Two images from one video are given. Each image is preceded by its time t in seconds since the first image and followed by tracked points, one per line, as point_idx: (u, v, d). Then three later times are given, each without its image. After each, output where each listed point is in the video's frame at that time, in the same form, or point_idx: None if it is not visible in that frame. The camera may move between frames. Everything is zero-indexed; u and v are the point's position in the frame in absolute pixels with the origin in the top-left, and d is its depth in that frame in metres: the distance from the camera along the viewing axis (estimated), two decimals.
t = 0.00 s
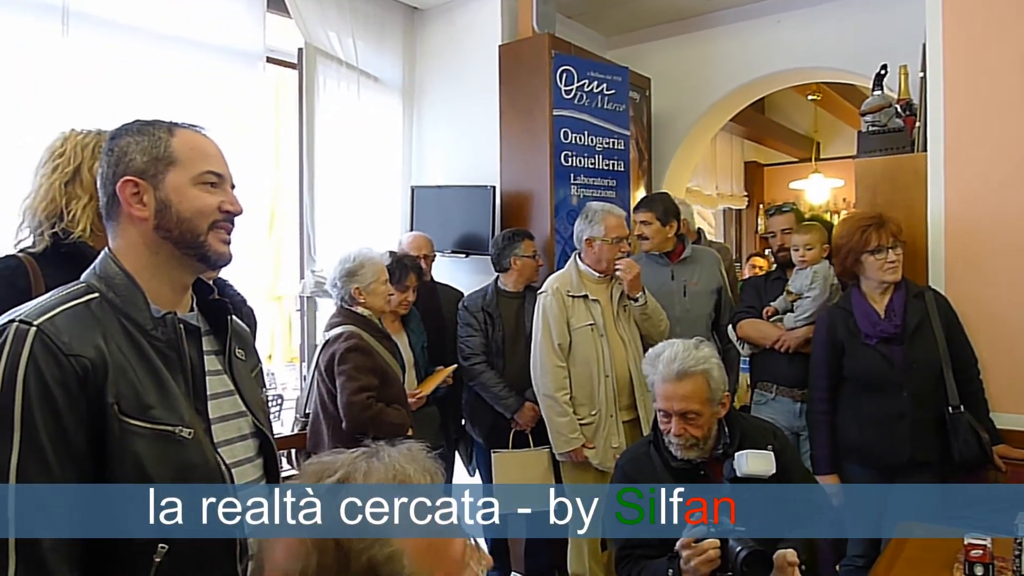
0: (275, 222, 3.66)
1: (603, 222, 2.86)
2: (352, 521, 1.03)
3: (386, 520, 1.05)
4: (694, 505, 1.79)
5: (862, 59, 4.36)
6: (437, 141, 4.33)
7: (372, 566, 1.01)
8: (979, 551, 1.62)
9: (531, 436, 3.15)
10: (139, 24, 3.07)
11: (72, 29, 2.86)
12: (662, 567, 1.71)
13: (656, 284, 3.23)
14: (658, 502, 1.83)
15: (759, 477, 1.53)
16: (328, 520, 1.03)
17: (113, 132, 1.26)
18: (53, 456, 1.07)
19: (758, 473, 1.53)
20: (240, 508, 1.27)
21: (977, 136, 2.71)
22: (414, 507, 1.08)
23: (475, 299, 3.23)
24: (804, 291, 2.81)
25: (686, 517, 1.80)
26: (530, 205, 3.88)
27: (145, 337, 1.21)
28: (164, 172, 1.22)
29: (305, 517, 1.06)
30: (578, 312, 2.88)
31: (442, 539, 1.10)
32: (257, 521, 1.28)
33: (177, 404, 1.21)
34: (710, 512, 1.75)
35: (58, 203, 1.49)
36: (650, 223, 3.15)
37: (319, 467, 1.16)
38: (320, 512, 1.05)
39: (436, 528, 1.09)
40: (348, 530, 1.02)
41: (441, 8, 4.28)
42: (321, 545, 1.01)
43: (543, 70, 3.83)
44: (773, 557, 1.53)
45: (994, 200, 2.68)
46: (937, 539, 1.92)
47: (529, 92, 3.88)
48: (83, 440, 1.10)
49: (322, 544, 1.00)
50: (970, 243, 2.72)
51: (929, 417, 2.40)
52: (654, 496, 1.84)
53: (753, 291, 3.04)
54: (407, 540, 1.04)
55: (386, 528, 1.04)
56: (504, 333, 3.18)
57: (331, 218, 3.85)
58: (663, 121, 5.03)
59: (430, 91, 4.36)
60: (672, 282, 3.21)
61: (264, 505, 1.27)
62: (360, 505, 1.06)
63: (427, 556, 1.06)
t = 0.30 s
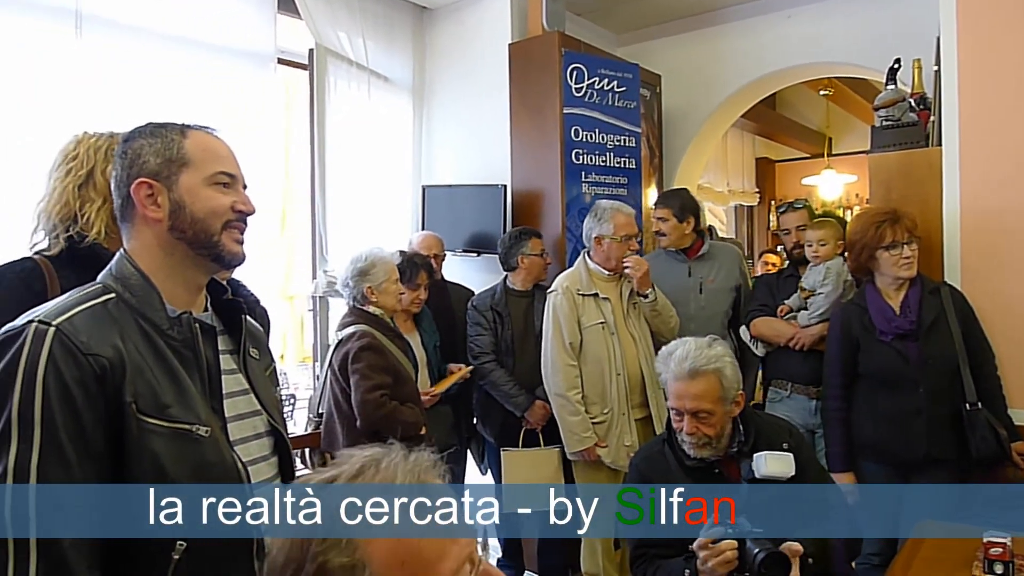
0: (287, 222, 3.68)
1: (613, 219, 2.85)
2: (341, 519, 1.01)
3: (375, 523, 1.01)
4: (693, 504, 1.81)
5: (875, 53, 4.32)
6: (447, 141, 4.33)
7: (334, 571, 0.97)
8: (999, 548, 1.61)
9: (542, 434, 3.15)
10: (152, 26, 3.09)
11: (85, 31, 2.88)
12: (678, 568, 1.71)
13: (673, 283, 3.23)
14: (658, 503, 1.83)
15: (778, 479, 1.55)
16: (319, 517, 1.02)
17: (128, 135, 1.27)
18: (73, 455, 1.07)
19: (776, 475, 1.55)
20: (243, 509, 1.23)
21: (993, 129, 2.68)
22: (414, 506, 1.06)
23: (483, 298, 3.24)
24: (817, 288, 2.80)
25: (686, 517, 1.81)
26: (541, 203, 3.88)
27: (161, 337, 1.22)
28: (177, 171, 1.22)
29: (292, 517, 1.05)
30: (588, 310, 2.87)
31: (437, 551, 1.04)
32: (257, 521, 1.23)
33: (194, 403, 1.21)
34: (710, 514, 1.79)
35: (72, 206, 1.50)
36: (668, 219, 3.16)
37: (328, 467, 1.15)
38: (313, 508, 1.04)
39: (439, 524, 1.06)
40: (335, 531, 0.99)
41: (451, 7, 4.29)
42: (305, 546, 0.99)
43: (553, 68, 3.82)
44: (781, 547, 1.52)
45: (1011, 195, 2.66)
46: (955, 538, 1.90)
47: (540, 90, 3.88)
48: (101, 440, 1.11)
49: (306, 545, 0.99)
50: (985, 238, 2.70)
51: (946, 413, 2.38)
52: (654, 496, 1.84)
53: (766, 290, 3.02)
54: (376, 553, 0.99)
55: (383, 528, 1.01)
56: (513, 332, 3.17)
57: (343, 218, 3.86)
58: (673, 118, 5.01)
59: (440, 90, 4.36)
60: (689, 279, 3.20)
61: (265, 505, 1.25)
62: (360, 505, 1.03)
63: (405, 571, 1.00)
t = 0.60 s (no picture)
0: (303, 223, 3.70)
1: (627, 219, 2.83)
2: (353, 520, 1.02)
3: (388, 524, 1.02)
4: (692, 504, 1.82)
5: (891, 48, 4.29)
6: (460, 140, 4.34)
7: None
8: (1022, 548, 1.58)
9: (557, 433, 3.15)
10: (168, 29, 3.12)
11: (102, 35, 2.91)
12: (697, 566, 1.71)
13: (691, 279, 3.23)
14: (658, 502, 1.85)
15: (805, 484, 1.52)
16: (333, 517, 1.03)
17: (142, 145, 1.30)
18: (98, 450, 1.09)
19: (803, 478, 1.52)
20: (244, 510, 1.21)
21: (1014, 124, 2.65)
22: (414, 506, 1.05)
23: (496, 297, 3.24)
24: (833, 286, 2.78)
25: (686, 517, 1.82)
26: (555, 202, 3.87)
27: (183, 335, 1.23)
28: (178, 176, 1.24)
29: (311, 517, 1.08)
30: (602, 308, 2.86)
31: (454, 554, 1.04)
32: (256, 521, 1.22)
33: (216, 400, 1.22)
34: (710, 514, 1.79)
35: (90, 209, 1.51)
36: (687, 215, 3.17)
37: (347, 467, 1.16)
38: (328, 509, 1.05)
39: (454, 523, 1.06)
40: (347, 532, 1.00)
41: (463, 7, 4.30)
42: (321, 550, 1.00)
43: (566, 66, 3.82)
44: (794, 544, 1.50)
45: None
46: (979, 537, 1.88)
47: (553, 88, 3.87)
48: (125, 434, 1.13)
49: (323, 549, 1.00)
50: (1006, 234, 2.67)
51: (967, 410, 2.35)
52: (654, 496, 1.86)
53: (782, 288, 3.02)
54: (392, 559, 0.99)
55: (385, 529, 1.01)
56: (527, 331, 3.17)
57: (357, 218, 3.88)
58: (687, 115, 5.00)
59: (452, 90, 4.37)
60: (709, 275, 3.19)
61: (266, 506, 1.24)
62: (360, 505, 1.04)
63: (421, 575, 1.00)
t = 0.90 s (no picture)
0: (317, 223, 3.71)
1: (643, 218, 2.82)
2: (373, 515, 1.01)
3: (408, 521, 1.02)
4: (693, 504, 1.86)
5: (907, 43, 4.25)
6: (472, 140, 4.34)
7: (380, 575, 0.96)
8: None
9: (570, 433, 3.15)
10: (185, 33, 3.15)
11: (117, 38, 2.93)
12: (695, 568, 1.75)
13: (706, 278, 3.21)
14: (659, 502, 1.90)
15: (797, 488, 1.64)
16: (350, 515, 1.02)
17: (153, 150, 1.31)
18: (112, 448, 1.10)
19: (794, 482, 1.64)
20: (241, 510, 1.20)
21: None
22: (413, 506, 1.04)
23: (508, 298, 3.24)
24: (846, 285, 2.76)
25: (686, 517, 1.86)
26: (567, 202, 3.87)
27: (197, 335, 1.24)
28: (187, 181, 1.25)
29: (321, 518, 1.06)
30: (618, 307, 2.86)
31: (476, 552, 1.04)
32: (256, 521, 1.20)
33: (230, 400, 1.23)
34: (710, 515, 1.83)
35: (106, 211, 1.53)
36: (704, 212, 3.15)
37: (363, 471, 1.15)
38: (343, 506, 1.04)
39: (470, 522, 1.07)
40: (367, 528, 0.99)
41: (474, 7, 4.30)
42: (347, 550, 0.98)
43: (578, 65, 3.81)
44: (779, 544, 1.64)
45: None
46: (998, 538, 1.86)
47: (564, 88, 3.86)
48: (139, 433, 1.14)
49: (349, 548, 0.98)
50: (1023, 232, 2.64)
51: (985, 410, 2.33)
52: (655, 496, 1.91)
53: (794, 288, 3.00)
54: (417, 555, 0.99)
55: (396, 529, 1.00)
56: (539, 330, 3.17)
57: (369, 219, 3.89)
58: (700, 113, 4.98)
59: (464, 89, 4.37)
60: (726, 273, 3.17)
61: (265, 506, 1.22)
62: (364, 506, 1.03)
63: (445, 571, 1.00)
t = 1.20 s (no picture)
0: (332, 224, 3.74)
1: (659, 216, 2.81)
2: (421, 504, 0.89)
3: (460, 502, 0.91)
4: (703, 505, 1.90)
5: (924, 38, 4.21)
6: (485, 140, 4.35)
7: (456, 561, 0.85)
8: None
9: (584, 432, 3.15)
10: (202, 37, 3.18)
11: (134, 41, 2.96)
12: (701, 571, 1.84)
13: (721, 276, 3.20)
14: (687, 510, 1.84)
15: (788, 501, 1.72)
16: (394, 515, 0.88)
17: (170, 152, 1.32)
18: (129, 449, 1.12)
19: (785, 495, 1.72)
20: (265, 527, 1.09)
21: None
22: (473, 476, 0.97)
23: (522, 297, 3.24)
24: (863, 284, 2.73)
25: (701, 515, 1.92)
26: (581, 201, 3.87)
27: (214, 338, 1.25)
28: (201, 183, 1.26)
29: (354, 529, 0.90)
30: (636, 306, 2.85)
31: (518, 519, 0.95)
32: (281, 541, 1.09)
33: (246, 401, 1.24)
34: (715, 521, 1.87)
35: (125, 214, 1.54)
36: (716, 209, 3.14)
37: (375, 481, 0.98)
38: (380, 511, 0.89)
39: (507, 493, 0.98)
40: (423, 519, 0.87)
41: (487, 6, 4.31)
42: (404, 540, 0.86)
43: (591, 64, 3.81)
44: (768, 554, 1.70)
45: None
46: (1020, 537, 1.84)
47: (577, 86, 3.86)
48: (156, 433, 1.15)
49: (408, 538, 0.86)
50: None
51: (1006, 407, 2.31)
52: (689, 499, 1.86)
53: (809, 285, 2.99)
54: (480, 533, 0.89)
55: (468, 503, 0.91)
56: (554, 331, 3.17)
57: (384, 219, 3.91)
58: (714, 111, 4.96)
59: (476, 90, 4.38)
60: (739, 271, 3.16)
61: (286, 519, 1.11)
62: (420, 478, 0.94)
63: (505, 546, 0.90)
